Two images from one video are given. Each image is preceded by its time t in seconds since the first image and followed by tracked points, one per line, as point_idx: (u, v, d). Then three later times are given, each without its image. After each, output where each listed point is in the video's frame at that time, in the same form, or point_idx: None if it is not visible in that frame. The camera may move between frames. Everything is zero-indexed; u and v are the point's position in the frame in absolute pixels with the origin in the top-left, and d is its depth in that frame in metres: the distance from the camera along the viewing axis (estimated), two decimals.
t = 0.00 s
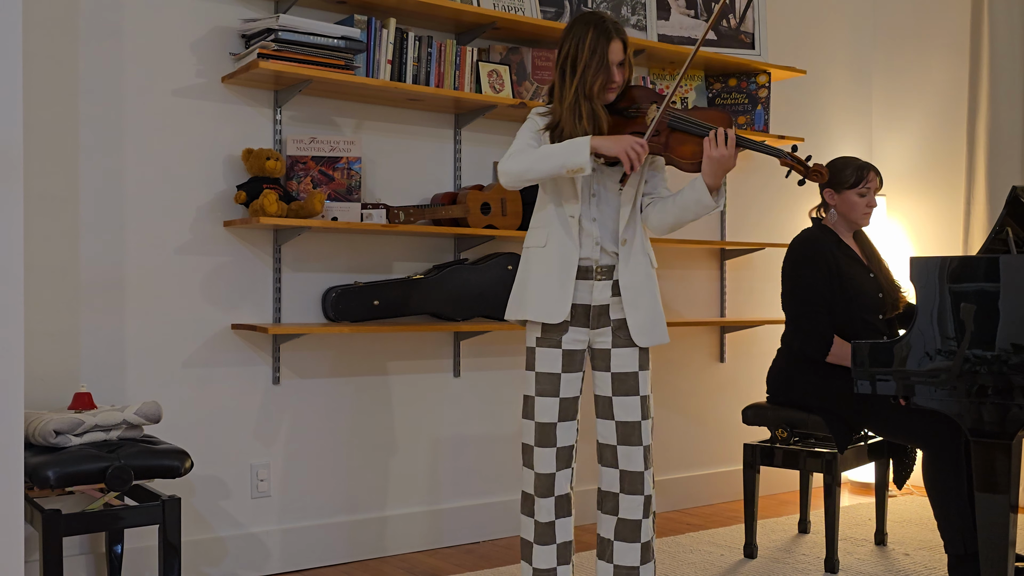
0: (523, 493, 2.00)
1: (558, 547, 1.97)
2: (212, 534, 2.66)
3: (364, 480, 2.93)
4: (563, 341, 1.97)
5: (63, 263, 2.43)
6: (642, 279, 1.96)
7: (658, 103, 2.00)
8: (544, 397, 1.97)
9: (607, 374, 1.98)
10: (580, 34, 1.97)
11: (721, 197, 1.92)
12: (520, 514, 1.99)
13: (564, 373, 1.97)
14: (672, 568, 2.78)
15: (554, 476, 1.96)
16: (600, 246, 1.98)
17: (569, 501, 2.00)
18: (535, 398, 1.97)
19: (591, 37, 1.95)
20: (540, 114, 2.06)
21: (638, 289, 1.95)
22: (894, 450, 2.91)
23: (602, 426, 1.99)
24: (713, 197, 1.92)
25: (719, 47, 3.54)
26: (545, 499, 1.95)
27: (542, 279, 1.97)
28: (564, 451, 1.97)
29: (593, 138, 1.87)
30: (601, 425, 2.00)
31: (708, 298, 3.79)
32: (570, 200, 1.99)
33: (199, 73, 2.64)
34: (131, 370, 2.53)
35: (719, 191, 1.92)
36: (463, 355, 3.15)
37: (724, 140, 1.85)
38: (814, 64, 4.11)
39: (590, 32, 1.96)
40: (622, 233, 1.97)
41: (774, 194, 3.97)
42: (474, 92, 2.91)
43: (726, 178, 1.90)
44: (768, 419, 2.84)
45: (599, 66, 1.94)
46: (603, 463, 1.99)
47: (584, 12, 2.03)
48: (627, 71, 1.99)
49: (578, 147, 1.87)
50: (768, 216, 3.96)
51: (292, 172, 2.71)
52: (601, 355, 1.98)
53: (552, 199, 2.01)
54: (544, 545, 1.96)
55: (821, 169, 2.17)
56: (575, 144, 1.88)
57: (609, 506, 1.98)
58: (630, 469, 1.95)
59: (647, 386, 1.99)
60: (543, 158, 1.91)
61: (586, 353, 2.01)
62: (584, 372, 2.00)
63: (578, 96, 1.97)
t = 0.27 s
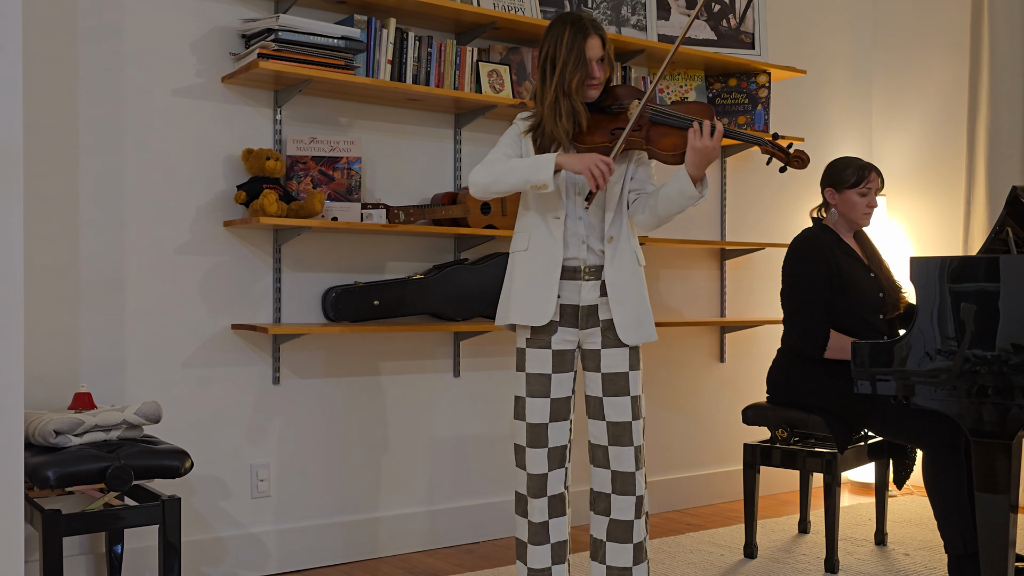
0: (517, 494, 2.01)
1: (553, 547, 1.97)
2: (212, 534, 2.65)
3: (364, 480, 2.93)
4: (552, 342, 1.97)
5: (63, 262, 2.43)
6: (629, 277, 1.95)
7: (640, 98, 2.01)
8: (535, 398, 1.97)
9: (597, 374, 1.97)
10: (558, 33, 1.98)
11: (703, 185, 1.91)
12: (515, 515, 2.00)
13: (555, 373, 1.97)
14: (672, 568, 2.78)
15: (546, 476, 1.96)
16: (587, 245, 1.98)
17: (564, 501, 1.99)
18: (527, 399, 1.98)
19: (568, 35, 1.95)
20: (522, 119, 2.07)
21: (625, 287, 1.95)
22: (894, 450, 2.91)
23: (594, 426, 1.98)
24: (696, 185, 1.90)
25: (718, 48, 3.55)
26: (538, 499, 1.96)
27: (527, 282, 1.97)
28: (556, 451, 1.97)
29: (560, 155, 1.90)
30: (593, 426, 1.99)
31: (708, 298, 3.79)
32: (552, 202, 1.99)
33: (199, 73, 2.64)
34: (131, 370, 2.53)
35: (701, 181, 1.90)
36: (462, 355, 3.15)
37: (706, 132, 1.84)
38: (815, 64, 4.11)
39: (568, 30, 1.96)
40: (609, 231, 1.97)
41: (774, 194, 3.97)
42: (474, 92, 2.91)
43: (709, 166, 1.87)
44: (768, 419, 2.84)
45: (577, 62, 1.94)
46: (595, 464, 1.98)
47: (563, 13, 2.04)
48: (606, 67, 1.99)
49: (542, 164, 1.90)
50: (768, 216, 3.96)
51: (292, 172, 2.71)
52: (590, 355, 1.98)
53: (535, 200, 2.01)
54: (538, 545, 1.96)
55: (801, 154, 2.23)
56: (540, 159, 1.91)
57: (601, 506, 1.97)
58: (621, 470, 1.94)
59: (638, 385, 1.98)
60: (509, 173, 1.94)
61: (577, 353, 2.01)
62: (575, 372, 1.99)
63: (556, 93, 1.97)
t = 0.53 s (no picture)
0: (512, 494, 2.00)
1: (549, 547, 1.97)
2: (212, 534, 2.66)
3: (364, 480, 2.93)
4: (543, 343, 1.96)
5: (64, 262, 2.43)
6: (617, 274, 1.96)
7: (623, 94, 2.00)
8: (527, 399, 1.96)
9: (589, 375, 1.97)
10: (536, 33, 1.98)
11: (686, 174, 1.92)
12: (510, 515, 2.00)
13: (547, 373, 1.96)
14: (672, 568, 2.78)
15: (540, 477, 1.96)
16: (575, 244, 1.98)
17: (559, 501, 2.00)
18: (519, 400, 1.97)
19: (546, 33, 1.96)
20: (506, 125, 2.07)
21: (612, 284, 1.95)
22: (894, 450, 2.91)
23: (587, 427, 1.98)
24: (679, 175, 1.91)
25: (718, 48, 3.55)
26: (533, 499, 1.95)
27: (513, 282, 1.96)
28: (549, 452, 1.97)
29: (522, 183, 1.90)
30: (586, 426, 1.99)
31: (708, 298, 3.79)
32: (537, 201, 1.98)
33: (199, 73, 2.64)
34: (131, 370, 2.53)
35: (685, 169, 1.91)
36: (462, 355, 3.15)
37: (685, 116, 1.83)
38: (815, 64, 4.11)
39: (545, 29, 1.97)
40: (596, 227, 1.97)
41: (774, 194, 3.97)
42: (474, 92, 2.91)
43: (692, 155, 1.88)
44: (768, 419, 2.84)
45: (556, 58, 1.95)
46: (588, 464, 1.98)
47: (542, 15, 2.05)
48: (587, 64, 1.99)
49: (505, 190, 1.92)
50: (768, 216, 3.96)
51: (292, 172, 2.71)
52: (582, 355, 1.98)
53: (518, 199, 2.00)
54: (534, 545, 1.96)
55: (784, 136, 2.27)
56: (505, 185, 1.92)
57: (595, 507, 1.96)
58: (614, 470, 1.94)
59: (631, 385, 1.99)
60: (475, 194, 1.95)
61: (568, 353, 2.01)
62: (568, 372, 2.00)
63: (537, 91, 1.96)
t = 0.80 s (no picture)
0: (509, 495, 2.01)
1: (547, 548, 1.97)
2: (212, 534, 2.66)
3: (363, 480, 2.93)
4: (536, 343, 1.96)
5: (64, 262, 2.43)
6: (607, 272, 1.95)
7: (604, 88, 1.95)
8: (521, 400, 1.96)
9: (583, 374, 1.96)
10: (517, 37, 2.00)
11: (681, 164, 1.88)
12: (508, 516, 2.00)
13: (541, 374, 1.96)
14: (672, 568, 2.78)
15: (536, 477, 1.96)
16: (566, 243, 1.97)
17: (556, 502, 1.99)
18: (513, 401, 1.97)
19: (524, 35, 1.97)
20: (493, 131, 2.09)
21: (602, 282, 1.94)
22: (894, 450, 2.90)
23: (582, 426, 1.97)
24: (673, 166, 1.87)
25: (718, 48, 3.55)
26: (528, 500, 1.96)
27: (507, 284, 1.97)
28: (544, 452, 1.97)
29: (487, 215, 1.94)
30: (582, 426, 1.98)
31: (708, 298, 3.79)
32: (525, 203, 1.99)
33: (199, 73, 2.63)
34: (131, 370, 2.53)
35: (677, 159, 1.87)
36: (462, 355, 3.15)
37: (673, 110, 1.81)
38: (815, 64, 4.11)
39: (524, 31, 1.98)
40: (584, 224, 1.95)
41: (774, 194, 3.98)
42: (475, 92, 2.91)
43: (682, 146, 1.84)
44: (768, 419, 2.84)
45: (536, 58, 1.95)
46: (585, 464, 1.97)
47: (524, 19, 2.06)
48: (570, 62, 1.98)
49: (472, 220, 1.98)
50: (768, 216, 3.96)
51: (292, 172, 2.71)
52: (576, 354, 1.97)
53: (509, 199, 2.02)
54: (532, 546, 1.96)
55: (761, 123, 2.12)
56: (472, 214, 1.98)
57: (593, 506, 1.95)
58: (610, 469, 1.93)
59: (625, 384, 1.97)
60: (453, 217, 2.01)
61: (562, 353, 2.00)
62: (562, 372, 1.99)
63: (520, 93, 1.97)
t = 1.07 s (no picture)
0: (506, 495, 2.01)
1: (544, 548, 1.97)
2: (212, 534, 2.66)
3: (363, 480, 2.93)
4: (530, 343, 1.95)
5: (64, 262, 2.43)
6: (598, 269, 1.93)
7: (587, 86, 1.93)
8: (516, 400, 1.96)
9: (577, 373, 1.95)
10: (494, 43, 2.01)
11: (682, 155, 1.84)
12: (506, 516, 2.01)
13: (535, 374, 1.95)
14: (672, 568, 2.78)
15: (531, 478, 1.96)
16: (557, 242, 1.95)
17: (553, 502, 1.99)
18: (509, 401, 1.97)
19: (500, 39, 1.98)
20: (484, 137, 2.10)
21: (594, 280, 1.92)
22: (894, 450, 2.92)
23: (579, 426, 1.96)
24: (674, 157, 1.83)
25: (718, 48, 3.55)
26: (525, 501, 1.96)
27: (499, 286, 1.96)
28: (540, 452, 1.96)
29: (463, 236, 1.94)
30: (578, 425, 1.97)
31: (708, 298, 3.79)
32: (513, 206, 1.98)
33: (199, 73, 2.63)
34: (131, 370, 2.53)
35: (677, 150, 1.83)
36: (462, 355, 3.15)
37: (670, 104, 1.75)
38: (815, 65, 4.11)
39: (500, 36, 1.99)
40: (573, 221, 1.93)
41: (774, 194, 3.98)
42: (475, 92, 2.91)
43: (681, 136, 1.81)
44: (768, 420, 2.84)
45: (514, 60, 1.95)
46: (582, 463, 1.96)
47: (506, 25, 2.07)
48: (549, 59, 1.98)
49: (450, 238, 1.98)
50: (768, 216, 3.96)
51: (292, 172, 2.70)
52: (570, 353, 1.95)
53: (499, 201, 2.01)
54: (529, 546, 1.96)
55: (736, 110, 1.91)
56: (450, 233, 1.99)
57: (591, 506, 1.95)
58: (606, 468, 1.92)
59: (620, 382, 1.95)
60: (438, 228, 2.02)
61: (557, 353, 1.99)
62: (557, 372, 1.98)
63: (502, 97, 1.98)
